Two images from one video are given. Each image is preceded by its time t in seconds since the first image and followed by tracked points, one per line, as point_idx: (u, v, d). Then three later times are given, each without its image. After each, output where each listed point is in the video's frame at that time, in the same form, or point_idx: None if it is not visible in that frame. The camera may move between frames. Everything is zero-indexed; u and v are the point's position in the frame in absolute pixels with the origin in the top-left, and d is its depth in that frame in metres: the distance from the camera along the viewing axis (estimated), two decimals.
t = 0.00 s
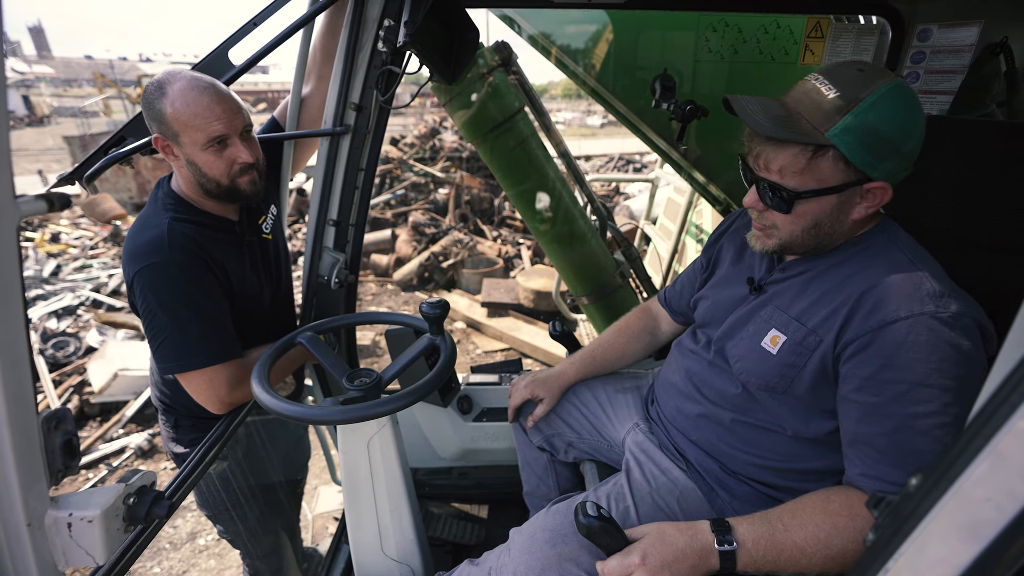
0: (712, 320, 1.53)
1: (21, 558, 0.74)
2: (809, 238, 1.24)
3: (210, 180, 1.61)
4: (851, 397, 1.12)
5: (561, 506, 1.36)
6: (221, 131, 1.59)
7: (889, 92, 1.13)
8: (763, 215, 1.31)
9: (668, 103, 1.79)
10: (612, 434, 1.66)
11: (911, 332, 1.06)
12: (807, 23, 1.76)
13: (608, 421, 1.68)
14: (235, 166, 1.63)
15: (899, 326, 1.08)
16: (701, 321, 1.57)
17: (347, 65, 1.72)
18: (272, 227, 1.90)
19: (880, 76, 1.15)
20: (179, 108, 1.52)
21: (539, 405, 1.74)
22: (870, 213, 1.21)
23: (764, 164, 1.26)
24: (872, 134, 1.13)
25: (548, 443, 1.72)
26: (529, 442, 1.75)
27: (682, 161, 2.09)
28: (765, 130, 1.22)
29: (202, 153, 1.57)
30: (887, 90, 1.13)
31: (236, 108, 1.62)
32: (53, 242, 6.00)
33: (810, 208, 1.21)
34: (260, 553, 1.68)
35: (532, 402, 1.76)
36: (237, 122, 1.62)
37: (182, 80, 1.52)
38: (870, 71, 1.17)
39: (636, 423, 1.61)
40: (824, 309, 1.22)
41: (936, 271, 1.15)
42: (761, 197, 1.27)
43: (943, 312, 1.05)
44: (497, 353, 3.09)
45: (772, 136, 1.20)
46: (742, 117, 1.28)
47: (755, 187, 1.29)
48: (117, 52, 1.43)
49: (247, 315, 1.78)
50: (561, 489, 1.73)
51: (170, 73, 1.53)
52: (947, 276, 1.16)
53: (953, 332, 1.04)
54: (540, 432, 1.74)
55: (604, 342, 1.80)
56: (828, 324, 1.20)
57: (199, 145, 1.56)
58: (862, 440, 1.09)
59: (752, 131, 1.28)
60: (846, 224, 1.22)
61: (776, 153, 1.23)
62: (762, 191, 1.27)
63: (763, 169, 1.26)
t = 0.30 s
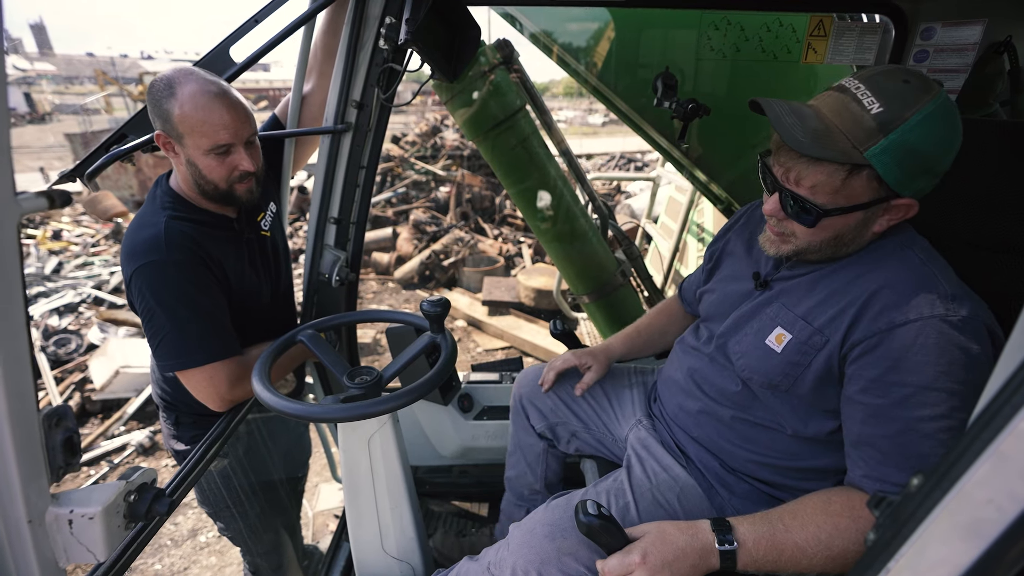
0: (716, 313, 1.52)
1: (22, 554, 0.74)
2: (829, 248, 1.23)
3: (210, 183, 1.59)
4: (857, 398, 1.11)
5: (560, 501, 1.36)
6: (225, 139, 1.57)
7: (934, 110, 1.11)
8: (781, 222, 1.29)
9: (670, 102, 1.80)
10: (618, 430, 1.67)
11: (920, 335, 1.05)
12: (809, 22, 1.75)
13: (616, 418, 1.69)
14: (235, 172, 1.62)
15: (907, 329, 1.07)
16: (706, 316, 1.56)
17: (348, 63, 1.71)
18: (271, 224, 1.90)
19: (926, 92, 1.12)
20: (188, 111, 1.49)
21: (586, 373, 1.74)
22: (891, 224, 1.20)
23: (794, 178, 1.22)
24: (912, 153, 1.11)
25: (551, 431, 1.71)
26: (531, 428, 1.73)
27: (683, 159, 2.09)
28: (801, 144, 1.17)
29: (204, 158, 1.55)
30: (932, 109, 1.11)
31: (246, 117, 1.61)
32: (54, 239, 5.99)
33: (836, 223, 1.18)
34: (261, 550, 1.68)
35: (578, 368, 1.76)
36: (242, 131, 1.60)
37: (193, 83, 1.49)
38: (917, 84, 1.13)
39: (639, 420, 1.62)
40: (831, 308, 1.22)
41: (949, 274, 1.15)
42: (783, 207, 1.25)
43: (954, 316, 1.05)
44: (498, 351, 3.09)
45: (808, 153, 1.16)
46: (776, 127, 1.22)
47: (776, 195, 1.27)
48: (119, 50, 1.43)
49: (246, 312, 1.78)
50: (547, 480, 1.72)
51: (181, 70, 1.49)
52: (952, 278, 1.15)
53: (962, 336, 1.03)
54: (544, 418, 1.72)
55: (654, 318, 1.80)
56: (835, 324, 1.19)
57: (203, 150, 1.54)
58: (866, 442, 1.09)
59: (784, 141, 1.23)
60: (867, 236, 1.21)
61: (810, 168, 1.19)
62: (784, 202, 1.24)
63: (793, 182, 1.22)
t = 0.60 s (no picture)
0: (711, 314, 1.52)
1: (20, 556, 0.74)
2: (807, 238, 1.24)
3: (206, 189, 1.60)
4: (847, 393, 1.11)
5: (560, 500, 1.36)
6: (226, 151, 1.56)
7: (890, 95, 1.13)
8: (760, 215, 1.30)
9: (670, 100, 1.81)
10: (617, 430, 1.66)
11: (906, 328, 1.06)
12: (809, 20, 1.74)
13: (614, 418, 1.69)
14: (232, 182, 1.61)
15: (894, 322, 1.07)
16: (701, 316, 1.56)
17: (347, 62, 1.71)
18: (270, 224, 1.90)
19: (881, 79, 1.14)
20: (191, 118, 1.49)
21: (598, 375, 1.75)
22: (867, 213, 1.21)
23: (762, 168, 1.24)
24: (872, 138, 1.12)
25: (550, 431, 1.72)
26: (528, 427, 1.73)
27: (683, 158, 2.09)
28: (764, 134, 1.21)
29: (203, 165, 1.55)
30: (888, 94, 1.13)
31: (252, 131, 1.60)
32: (53, 238, 5.98)
33: (809, 210, 1.20)
34: (260, 550, 1.69)
35: (586, 371, 1.76)
36: (245, 144, 1.60)
37: (201, 92, 1.48)
38: (872, 73, 1.16)
39: (639, 419, 1.61)
40: (819, 306, 1.22)
41: (929, 265, 1.15)
42: (760, 200, 1.26)
43: (937, 307, 1.05)
44: (497, 350, 3.09)
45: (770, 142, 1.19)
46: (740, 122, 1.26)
47: (753, 188, 1.28)
48: (118, 50, 1.43)
49: (243, 312, 1.78)
50: (507, 475, 1.70)
51: (188, 75, 1.49)
52: (944, 272, 1.15)
53: (948, 328, 1.03)
54: (543, 417, 1.73)
55: (666, 319, 1.81)
56: (824, 321, 1.19)
57: (202, 159, 1.54)
58: (858, 437, 1.09)
59: (748, 134, 1.26)
60: (843, 225, 1.21)
61: (775, 157, 1.21)
62: (760, 194, 1.26)
63: (760, 172, 1.24)
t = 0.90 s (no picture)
0: (706, 317, 1.52)
1: (19, 556, 0.74)
2: (778, 233, 1.24)
3: (207, 192, 1.59)
4: (842, 395, 1.11)
5: (562, 501, 1.36)
6: (230, 158, 1.55)
7: (833, 86, 1.14)
8: (734, 214, 1.31)
9: (670, 97, 1.83)
10: (617, 428, 1.66)
11: (897, 330, 1.05)
12: (810, 17, 1.72)
13: (613, 416, 1.69)
14: (233, 187, 1.60)
15: (887, 322, 1.07)
16: (697, 318, 1.56)
17: (347, 59, 1.70)
18: (270, 222, 1.90)
19: (823, 74, 1.16)
20: (197, 122, 1.48)
21: (597, 378, 1.74)
22: (835, 206, 1.20)
23: (720, 165, 1.27)
24: (815, 128, 1.13)
25: (550, 433, 1.72)
26: (527, 429, 1.73)
27: (683, 156, 2.07)
28: (713, 133, 1.25)
29: (205, 169, 1.54)
30: (830, 86, 1.14)
31: (256, 137, 1.59)
32: (53, 237, 5.97)
33: (771, 204, 1.22)
34: (260, 548, 1.70)
35: (584, 374, 1.76)
36: (249, 151, 1.58)
37: (209, 97, 1.48)
38: (814, 69, 1.18)
39: (640, 418, 1.61)
40: (811, 309, 1.21)
41: (923, 263, 1.15)
42: (729, 198, 1.28)
43: (927, 306, 1.04)
44: (498, 349, 3.09)
45: (719, 138, 1.23)
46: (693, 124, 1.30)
47: (723, 188, 1.30)
48: (119, 47, 1.41)
49: (242, 310, 1.77)
50: (506, 478, 1.71)
51: (195, 78, 1.47)
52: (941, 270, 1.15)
53: (939, 327, 1.03)
54: (542, 419, 1.73)
55: (662, 318, 1.81)
56: (816, 323, 1.19)
57: (205, 162, 1.53)
58: (855, 438, 1.08)
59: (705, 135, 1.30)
60: (812, 218, 1.22)
61: (728, 153, 1.25)
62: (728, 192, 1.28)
63: (720, 169, 1.28)
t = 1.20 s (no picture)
0: (712, 312, 1.52)
1: (21, 554, 0.73)
2: (799, 228, 1.24)
3: (207, 189, 1.59)
4: (850, 390, 1.10)
5: (564, 497, 1.35)
6: (230, 153, 1.55)
7: (873, 79, 1.11)
8: (753, 206, 1.30)
9: (671, 92, 1.76)
10: (619, 426, 1.66)
11: (909, 323, 1.05)
12: (812, 10, 1.71)
13: (615, 414, 1.68)
14: (234, 183, 1.60)
15: (897, 318, 1.06)
16: (702, 313, 1.56)
17: (347, 55, 1.69)
18: (271, 220, 1.90)
19: (862, 65, 1.13)
20: (196, 118, 1.48)
21: (598, 379, 1.74)
22: (859, 201, 1.20)
23: (748, 156, 1.25)
24: (853, 123, 1.11)
25: (551, 430, 1.72)
26: (529, 426, 1.73)
27: (684, 152, 2.06)
28: (746, 124, 1.22)
29: (205, 166, 1.54)
30: (870, 78, 1.11)
31: (255, 132, 1.59)
32: (55, 236, 5.98)
33: (797, 199, 1.20)
34: (263, 546, 1.70)
35: (586, 373, 1.76)
36: (249, 147, 1.59)
37: (207, 92, 1.48)
38: (853, 59, 1.15)
39: (641, 415, 1.61)
40: (819, 303, 1.21)
41: (933, 259, 1.14)
42: (751, 190, 1.27)
43: (939, 302, 1.04)
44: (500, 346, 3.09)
45: (751, 129, 1.20)
46: (723, 112, 1.28)
47: (743, 179, 1.28)
48: (117, 47, 1.40)
49: (244, 307, 1.78)
50: (510, 477, 1.71)
51: (193, 74, 1.47)
52: (949, 266, 1.14)
53: (950, 323, 1.02)
54: (544, 417, 1.73)
55: (663, 317, 1.80)
56: (825, 317, 1.19)
57: (204, 158, 1.53)
58: (862, 434, 1.08)
59: (733, 124, 1.28)
60: (836, 213, 1.21)
61: (758, 145, 1.22)
62: (751, 185, 1.26)
63: (747, 160, 1.25)
